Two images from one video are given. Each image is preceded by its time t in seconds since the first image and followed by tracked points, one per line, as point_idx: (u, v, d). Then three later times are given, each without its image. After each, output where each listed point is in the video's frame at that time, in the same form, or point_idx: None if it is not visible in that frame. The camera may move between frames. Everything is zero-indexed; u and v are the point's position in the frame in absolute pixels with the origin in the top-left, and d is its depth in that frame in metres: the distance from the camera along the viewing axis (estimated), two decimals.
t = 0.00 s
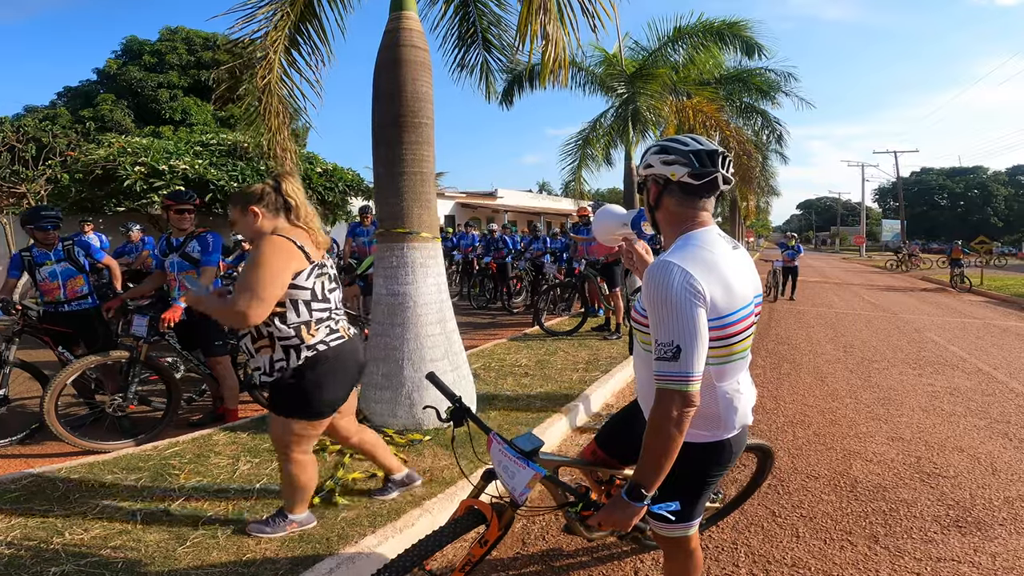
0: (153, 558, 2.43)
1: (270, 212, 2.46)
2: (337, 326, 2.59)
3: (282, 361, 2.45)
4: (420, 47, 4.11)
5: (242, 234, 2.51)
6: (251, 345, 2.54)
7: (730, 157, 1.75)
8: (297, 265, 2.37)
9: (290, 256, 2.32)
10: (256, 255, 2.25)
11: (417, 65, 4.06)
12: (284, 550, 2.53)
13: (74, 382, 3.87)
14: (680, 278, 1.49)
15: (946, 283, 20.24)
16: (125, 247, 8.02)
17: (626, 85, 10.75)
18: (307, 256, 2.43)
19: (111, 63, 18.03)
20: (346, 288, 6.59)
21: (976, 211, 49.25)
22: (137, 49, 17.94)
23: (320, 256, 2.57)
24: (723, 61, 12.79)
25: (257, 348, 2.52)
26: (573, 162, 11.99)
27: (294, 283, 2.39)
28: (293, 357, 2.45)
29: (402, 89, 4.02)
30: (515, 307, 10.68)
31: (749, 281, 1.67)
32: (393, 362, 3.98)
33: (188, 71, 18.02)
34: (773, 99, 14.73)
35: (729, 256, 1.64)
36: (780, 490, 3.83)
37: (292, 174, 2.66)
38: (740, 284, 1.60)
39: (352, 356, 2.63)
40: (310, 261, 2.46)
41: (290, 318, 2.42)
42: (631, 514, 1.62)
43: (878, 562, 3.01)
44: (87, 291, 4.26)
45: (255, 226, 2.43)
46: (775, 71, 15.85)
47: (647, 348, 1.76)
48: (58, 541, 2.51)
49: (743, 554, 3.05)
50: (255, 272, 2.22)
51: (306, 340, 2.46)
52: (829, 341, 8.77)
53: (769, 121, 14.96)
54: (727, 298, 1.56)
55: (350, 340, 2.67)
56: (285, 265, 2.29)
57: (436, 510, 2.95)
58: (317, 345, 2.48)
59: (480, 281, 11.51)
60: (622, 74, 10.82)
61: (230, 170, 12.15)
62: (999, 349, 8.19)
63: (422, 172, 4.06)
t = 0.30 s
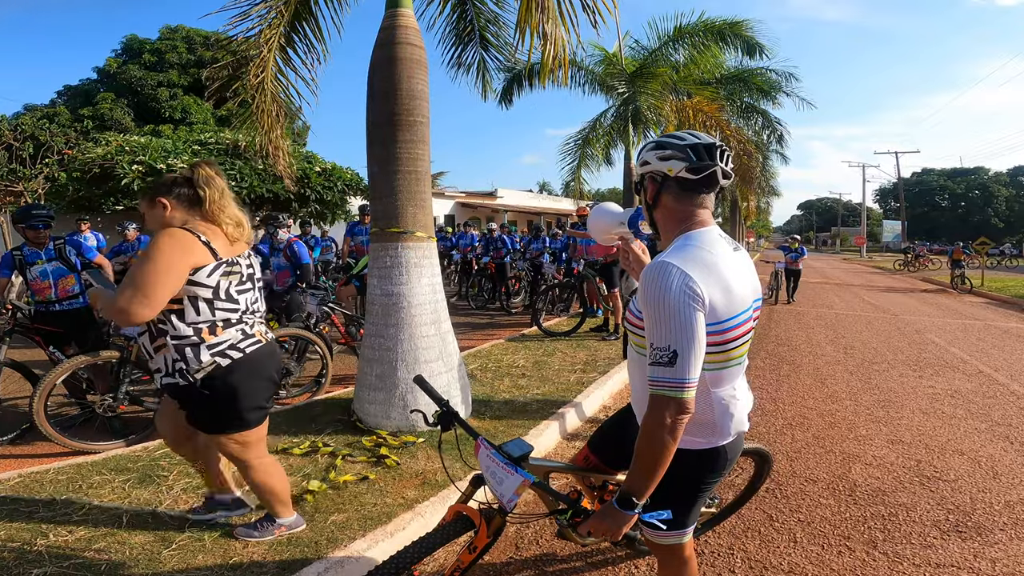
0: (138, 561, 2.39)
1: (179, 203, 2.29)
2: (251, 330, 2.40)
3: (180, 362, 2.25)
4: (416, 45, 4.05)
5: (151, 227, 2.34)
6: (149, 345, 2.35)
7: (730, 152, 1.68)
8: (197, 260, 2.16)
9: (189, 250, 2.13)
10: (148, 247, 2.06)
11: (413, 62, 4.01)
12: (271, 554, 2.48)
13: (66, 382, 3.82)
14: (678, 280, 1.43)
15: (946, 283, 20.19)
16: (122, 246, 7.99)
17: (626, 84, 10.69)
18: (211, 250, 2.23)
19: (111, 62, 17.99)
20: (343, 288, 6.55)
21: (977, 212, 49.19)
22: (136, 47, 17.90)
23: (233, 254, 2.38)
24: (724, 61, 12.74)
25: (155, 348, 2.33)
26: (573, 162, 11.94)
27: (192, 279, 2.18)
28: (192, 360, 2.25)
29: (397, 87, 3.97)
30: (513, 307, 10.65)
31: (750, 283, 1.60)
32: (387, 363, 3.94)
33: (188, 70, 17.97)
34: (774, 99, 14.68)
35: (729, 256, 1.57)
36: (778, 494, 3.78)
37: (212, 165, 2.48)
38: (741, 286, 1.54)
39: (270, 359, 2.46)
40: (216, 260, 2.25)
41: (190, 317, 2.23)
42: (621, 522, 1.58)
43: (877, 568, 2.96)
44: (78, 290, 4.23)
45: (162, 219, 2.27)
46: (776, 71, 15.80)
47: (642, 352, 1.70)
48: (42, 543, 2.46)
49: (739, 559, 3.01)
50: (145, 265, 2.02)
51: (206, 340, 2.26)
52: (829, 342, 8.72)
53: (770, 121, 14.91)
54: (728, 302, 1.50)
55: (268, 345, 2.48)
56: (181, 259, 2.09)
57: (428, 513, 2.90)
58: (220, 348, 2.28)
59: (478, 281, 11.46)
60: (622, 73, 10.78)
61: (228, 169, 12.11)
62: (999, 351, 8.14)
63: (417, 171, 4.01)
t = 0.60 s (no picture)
0: (127, 561, 2.40)
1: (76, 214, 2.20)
2: (143, 347, 2.32)
3: (62, 375, 2.15)
4: (410, 46, 4.05)
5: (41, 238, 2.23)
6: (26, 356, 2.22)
7: (713, 156, 1.68)
8: (88, 273, 2.10)
9: (78, 262, 2.06)
10: (31, 258, 1.98)
11: (407, 64, 4.00)
12: (260, 555, 2.49)
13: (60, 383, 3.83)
14: (659, 287, 1.43)
15: (948, 284, 20.16)
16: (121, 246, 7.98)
17: (625, 85, 10.71)
18: (104, 264, 2.16)
19: (112, 62, 18.00)
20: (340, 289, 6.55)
21: (979, 212, 49.10)
22: (138, 47, 17.93)
23: (129, 267, 2.31)
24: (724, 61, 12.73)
25: (33, 360, 2.21)
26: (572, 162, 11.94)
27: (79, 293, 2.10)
28: (76, 374, 2.16)
29: (391, 89, 3.97)
30: (512, 307, 10.66)
31: (734, 289, 1.59)
32: (380, 365, 3.94)
33: (189, 70, 17.99)
34: (774, 99, 14.67)
35: (714, 263, 1.57)
36: (771, 497, 3.78)
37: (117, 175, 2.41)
38: (725, 293, 1.53)
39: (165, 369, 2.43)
40: (108, 273, 2.18)
41: (75, 329, 2.14)
42: (603, 529, 1.59)
43: (867, 572, 2.97)
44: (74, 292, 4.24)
45: (54, 229, 2.18)
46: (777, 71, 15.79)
47: (625, 358, 1.70)
48: (33, 543, 2.47)
49: (729, 563, 3.01)
50: (24, 276, 1.93)
51: (90, 356, 2.17)
52: (827, 343, 8.71)
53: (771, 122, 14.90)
54: (711, 309, 1.49)
55: (161, 359, 2.42)
56: (67, 273, 2.01)
57: (419, 516, 2.91)
58: (107, 365, 2.20)
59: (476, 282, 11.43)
60: (621, 74, 10.80)
61: (228, 169, 12.13)
62: (999, 352, 8.12)
63: (410, 173, 4.01)
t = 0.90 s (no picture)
0: (114, 554, 2.43)
1: None
2: (43, 335, 2.26)
3: None
4: (404, 46, 4.07)
5: None
6: None
7: (685, 154, 1.71)
8: None
9: None
10: None
11: (400, 63, 4.02)
12: (248, 549, 2.52)
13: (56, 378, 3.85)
14: (630, 282, 1.46)
15: (949, 285, 20.13)
16: (119, 245, 7.98)
17: (623, 85, 10.75)
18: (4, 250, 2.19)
19: (114, 61, 18.04)
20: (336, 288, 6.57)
21: (981, 213, 49.03)
22: (139, 47, 17.98)
23: (29, 259, 2.33)
24: (723, 61, 12.76)
25: None
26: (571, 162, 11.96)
27: None
28: None
29: (384, 88, 3.99)
30: (510, 307, 10.70)
31: (706, 285, 1.62)
32: (373, 362, 3.97)
33: (190, 70, 18.03)
34: (774, 99, 14.68)
35: (686, 259, 1.59)
36: (761, 497, 3.80)
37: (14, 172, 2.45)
38: (696, 288, 1.56)
39: (67, 361, 2.36)
40: (11, 262, 2.21)
41: None
42: (578, 524, 1.61)
43: (853, 571, 2.99)
44: (70, 289, 4.27)
45: None
46: (776, 72, 15.79)
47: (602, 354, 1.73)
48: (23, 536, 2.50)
49: (716, 562, 3.03)
50: None
51: None
52: (825, 344, 8.72)
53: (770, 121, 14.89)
54: (681, 304, 1.52)
55: (62, 351, 2.35)
56: None
57: (407, 512, 2.95)
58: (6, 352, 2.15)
59: (474, 281, 11.44)
60: (620, 74, 10.85)
61: (227, 168, 12.17)
62: (996, 353, 8.13)
63: (403, 172, 4.03)
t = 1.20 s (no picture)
0: (109, 551, 2.46)
1: None
2: None
3: None
4: (401, 48, 4.10)
5: None
6: None
7: (668, 155, 1.74)
8: None
9: None
10: None
11: (397, 65, 4.05)
12: (242, 547, 2.54)
13: (56, 377, 3.87)
14: (612, 282, 1.48)
15: (950, 286, 20.09)
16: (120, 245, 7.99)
17: (623, 85, 10.77)
18: None
19: (116, 61, 18.08)
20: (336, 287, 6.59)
21: (983, 214, 48.90)
22: (142, 47, 18.02)
23: None
24: (723, 61, 12.75)
25: None
26: (571, 163, 11.97)
27: None
28: None
29: (381, 89, 4.02)
30: (509, 307, 10.72)
31: (690, 285, 1.64)
32: (369, 362, 3.99)
33: (192, 70, 18.08)
34: (775, 100, 14.66)
35: (669, 259, 1.61)
36: (756, 497, 3.82)
37: None
38: (678, 288, 1.58)
39: None
40: None
41: None
42: (565, 523, 1.63)
43: (845, 572, 3.00)
44: (70, 289, 4.26)
45: None
46: (777, 72, 15.78)
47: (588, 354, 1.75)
48: (21, 534, 2.53)
49: (709, 562, 3.05)
50: None
51: None
52: (824, 344, 8.72)
53: (771, 122, 14.89)
54: (663, 304, 1.54)
55: None
56: None
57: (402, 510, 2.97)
58: None
59: (474, 281, 11.45)
60: (619, 75, 10.87)
61: (228, 168, 12.21)
62: (996, 354, 8.13)
63: (400, 173, 4.06)
